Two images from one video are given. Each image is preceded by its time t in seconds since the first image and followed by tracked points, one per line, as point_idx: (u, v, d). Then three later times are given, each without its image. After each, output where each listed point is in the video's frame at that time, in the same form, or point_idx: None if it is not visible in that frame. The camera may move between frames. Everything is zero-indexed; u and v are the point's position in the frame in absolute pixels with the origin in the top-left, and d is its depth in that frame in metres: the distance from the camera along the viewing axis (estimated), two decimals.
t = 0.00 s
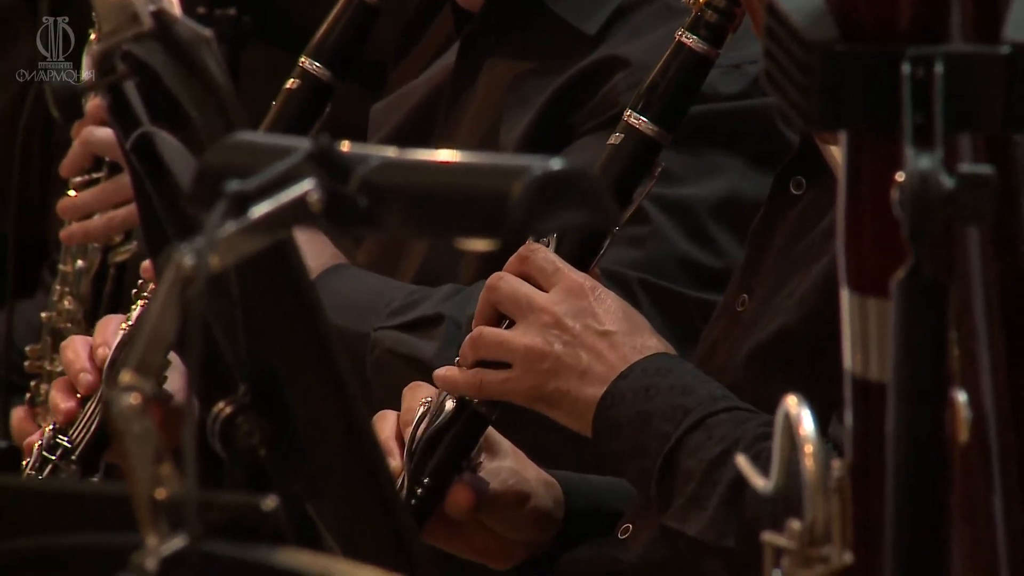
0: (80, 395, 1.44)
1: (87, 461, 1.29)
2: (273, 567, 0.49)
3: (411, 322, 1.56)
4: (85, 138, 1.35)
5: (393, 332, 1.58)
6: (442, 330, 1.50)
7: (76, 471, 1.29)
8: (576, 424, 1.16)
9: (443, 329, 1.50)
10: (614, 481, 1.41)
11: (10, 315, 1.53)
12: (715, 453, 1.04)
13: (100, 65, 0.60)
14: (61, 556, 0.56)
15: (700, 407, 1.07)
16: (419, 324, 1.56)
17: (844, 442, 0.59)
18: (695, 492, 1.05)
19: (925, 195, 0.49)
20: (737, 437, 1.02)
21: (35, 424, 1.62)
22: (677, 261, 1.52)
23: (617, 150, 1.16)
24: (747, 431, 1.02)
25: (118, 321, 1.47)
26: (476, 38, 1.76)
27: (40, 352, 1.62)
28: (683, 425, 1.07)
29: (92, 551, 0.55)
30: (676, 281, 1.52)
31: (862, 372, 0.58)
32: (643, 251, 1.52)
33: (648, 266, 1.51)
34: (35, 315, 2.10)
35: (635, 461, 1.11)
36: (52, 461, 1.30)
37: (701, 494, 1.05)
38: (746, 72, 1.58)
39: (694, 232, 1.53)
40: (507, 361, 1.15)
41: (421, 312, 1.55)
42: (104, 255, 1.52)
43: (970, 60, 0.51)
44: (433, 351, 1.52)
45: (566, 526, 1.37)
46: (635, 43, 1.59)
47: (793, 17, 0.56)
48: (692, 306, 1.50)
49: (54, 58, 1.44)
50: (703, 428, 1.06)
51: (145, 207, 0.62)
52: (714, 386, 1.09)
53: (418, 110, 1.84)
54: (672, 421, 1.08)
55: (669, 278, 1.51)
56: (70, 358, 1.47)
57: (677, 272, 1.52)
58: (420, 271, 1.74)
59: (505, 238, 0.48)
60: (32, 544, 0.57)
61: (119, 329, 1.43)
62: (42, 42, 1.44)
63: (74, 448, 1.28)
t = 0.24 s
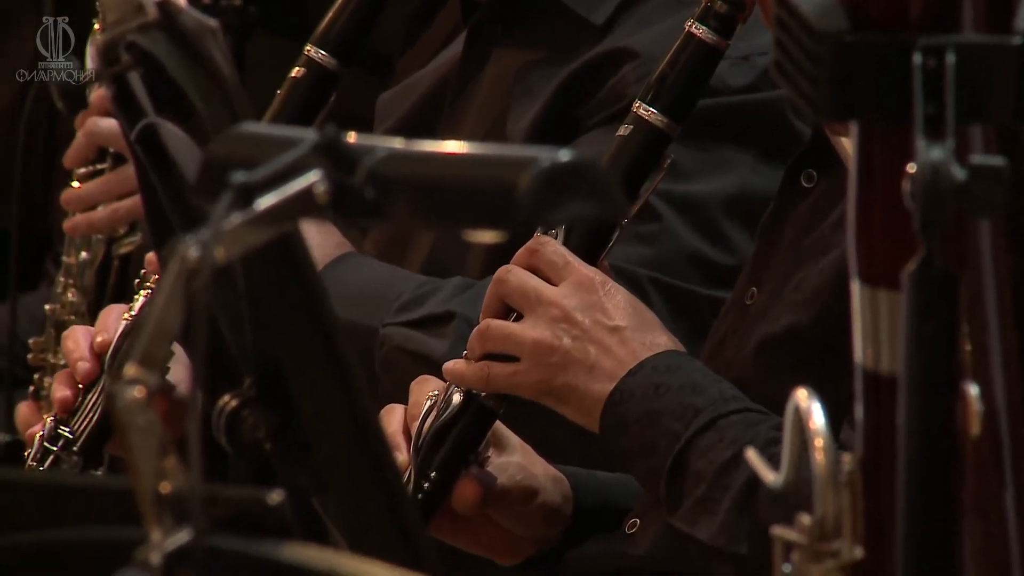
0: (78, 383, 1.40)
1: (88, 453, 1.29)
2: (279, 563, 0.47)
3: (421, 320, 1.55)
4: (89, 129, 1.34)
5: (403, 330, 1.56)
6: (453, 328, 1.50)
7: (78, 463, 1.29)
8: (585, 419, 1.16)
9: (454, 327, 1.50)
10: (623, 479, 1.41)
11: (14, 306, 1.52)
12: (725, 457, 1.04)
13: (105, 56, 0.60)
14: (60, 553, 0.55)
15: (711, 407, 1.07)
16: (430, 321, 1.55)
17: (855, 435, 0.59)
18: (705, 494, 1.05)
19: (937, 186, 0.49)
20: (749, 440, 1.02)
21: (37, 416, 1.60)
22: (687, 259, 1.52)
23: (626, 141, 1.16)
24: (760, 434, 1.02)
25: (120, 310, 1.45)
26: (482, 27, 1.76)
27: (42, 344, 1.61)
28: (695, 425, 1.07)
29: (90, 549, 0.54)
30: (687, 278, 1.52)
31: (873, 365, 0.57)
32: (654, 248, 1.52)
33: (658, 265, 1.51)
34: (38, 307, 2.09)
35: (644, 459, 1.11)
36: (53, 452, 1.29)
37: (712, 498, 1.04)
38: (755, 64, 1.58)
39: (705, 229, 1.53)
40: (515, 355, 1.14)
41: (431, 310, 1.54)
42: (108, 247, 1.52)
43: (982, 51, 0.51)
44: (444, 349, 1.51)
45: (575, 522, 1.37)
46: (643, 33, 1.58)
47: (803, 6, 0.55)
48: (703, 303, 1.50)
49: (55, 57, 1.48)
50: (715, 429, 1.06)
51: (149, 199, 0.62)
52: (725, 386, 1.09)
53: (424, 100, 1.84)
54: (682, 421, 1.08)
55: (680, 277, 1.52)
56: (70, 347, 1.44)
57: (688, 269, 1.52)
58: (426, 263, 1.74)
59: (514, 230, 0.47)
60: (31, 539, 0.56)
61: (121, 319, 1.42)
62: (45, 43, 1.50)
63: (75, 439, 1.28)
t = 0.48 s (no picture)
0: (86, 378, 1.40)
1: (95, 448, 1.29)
2: (284, 556, 0.48)
3: (433, 319, 1.55)
4: (92, 119, 1.34)
5: (414, 329, 1.56)
6: (461, 327, 1.50)
7: (86, 459, 1.28)
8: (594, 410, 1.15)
9: (462, 324, 1.49)
10: (632, 471, 1.42)
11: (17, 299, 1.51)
12: (738, 451, 1.03)
13: (109, 47, 0.60)
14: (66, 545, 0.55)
15: (723, 400, 1.07)
16: (439, 320, 1.55)
17: (865, 428, 0.58)
18: (718, 488, 1.04)
19: (948, 178, 0.48)
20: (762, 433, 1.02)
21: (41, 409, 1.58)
22: (696, 251, 1.51)
23: (634, 133, 1.15)
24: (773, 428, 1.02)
25: (127, 303, 1.45)
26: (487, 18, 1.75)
27: (47, 337, 1.59)
28: (707, 418, 1.07)
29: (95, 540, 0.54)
30: (695, 271, 1.51)
31: (883, 357, 0.57)
32: (663, 242, 1.51)
33: (667, 258, 1.51)
34: (43, 299, 2.09)
35: (654, 450, 1.10)
36: (62, 448, 1.30)
37: (725, 492, 1.04)
38: (764, 54, 1.56)
39: (714, 220, 1.52)
40: (524, 346, 1.14)
41: (440, 308, 1.53)
42: (111, 238, 1.52)
43: (995, 39, 0.50)
44: (454, 347, 1.50)
45: (581, 517, 1.36)
46: (651, 24, 1.57)
47: None
48: (715, 298, 1.50)
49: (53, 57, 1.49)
50: (727, 421, 1.05)
51: (154, 190, 0.61)
52: (737, 377, 1.08)
53: (431, 91, 1.83)
54: (694, 413, 1.08)
55: (688, 268, 1.51)
56: (76, 342, 1.43)
57: (697, 261, 1.51)
58: (433, 255, 1.74)
59: (523, 221, 0.47)
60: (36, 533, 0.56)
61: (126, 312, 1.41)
62: (44, 43, 1.51)
63: (82, 436, 1.28)
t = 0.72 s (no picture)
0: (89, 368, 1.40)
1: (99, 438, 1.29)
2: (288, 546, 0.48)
3: (438, 308, 1.55)
4: (98, 108, 1.34)
5: (420, 318, 1.56)
6: (467, 315, 1.49)
7: (90, 449, 1.28)
8: (597, 394, 1.15)
9: (467, 314, 1.49)
10: (638, 463, 1.42)
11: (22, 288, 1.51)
12: (738, 426, 1.04)
13: (114, 36, 0.60)
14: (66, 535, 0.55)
15: (725, 378, 1.07)
16: (444, 309, 1.54)
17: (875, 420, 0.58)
18: (717, 462, 1.05)
19: (960, 168, 0.48)
20: (762, 412, 1.02)
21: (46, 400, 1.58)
22: (703, 239, 1.51)
23: (641, 124, 1.15)
24: (773, 407, 1.02)
25: (132, 294, 1.44)
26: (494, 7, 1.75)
27: (53, 328, 1.59)
28: (708, 396, 1.07)
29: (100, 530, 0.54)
30: (704, 259, 1.51)
31: (893, 348, 0.56)
32: (670, 230, 1.51)
33: (675, 246, 1.50)
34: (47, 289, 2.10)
35: (654, 428, 1.11)
36: (65, 439, 1.29)
37: (722, 466, 1.04)
38: (772, 41, 1.55)
39: (722, 208, 1.52)
40: (530, 333, 1.14)
41: (446, 297, 1.53)
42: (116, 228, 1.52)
43: (1006, 28, 0.49)
44: (460, 336, 1.50)
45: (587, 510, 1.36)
46: (659, 11, 1.56)
47: None
48: (722, 286, 1.49)
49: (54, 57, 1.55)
50: (730, 398, 1.06)
51: (159, 179, 0.61)
52: (740, 358, 1.09)
53: (441, 79, 1.82)
54: (696, 391, 1.08)
55: (695, 257, 1.51)
56: (81, 331, 1.42)
57: (705, 250, 1.51)
58: (439, 246, 1.73)
59: (530, 212, 0.46)
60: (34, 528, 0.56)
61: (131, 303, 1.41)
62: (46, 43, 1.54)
63: (87, 426, 1.27)
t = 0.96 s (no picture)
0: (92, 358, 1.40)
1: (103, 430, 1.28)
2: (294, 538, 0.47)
3: (443, 298, 1.55)
4: (102, 99, 1.33)
5: (425, 309, 1.56)
6: (472, 305, 1.50)
7: (92, 441, 1.27)
8: (598, 372, 1.13)
9: (473, 304, 1.49)
10: (647, 455, 1.40)
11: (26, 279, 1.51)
12: (738, 401, 1.02)
13: (117, 26, 0.60)
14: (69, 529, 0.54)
15: (729, 356, 1.05)
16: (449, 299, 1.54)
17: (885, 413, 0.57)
18: (716, 436, 1.03)
19: (971, 160, 0.47)
20: (763, 389, 1.02)
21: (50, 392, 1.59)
22: (710, 228, 1.51)
23: (653, 112, 1.14)
24: (773, 384, 1.02)
25: (135, 284, 1.44)
26: None
27: (57, 320, 1.59)
28: (709, 371, 1.05)
29: (104, 526, 0.53)
30: (710, 249, 1.51)
31: (903, 340, 0.56)
32: (676, 219, 1.51)
33: (682, 236, 1.50)
34: (51, 281, 2.10)
35: (655, 407, 1.08)
36: (67, 431, 1.29)
37: (721, 439, 1.03)
38: (781, 30, 1.54)
39: (729, 197, 1.52)
40: (536, 313, 1.14)
41: (451, 288, 1.53)
42: (121, 219, 1.51)
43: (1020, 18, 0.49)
44: (465, 327, 1.50)
45: (596, 503, 1.36)
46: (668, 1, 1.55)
47: None
48: (727, 275, 1.50)
49: (55, 57, 1.45)
50: (732, 375, 1.04)
51: (163, 169, 0.60)
52: (742, 338, 1.08)
53: (447, 70, 1.81)
54: (699, 367, 1.06)
55: (701, 246, 1.51)
56: (84, 323, 1.43)
57: (712, 240, 1.51)
58: (445, 236, 1.73)
59: (539, 202, 0.46)
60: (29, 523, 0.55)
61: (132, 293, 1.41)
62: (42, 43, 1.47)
63: (89, 418, 1.27)
